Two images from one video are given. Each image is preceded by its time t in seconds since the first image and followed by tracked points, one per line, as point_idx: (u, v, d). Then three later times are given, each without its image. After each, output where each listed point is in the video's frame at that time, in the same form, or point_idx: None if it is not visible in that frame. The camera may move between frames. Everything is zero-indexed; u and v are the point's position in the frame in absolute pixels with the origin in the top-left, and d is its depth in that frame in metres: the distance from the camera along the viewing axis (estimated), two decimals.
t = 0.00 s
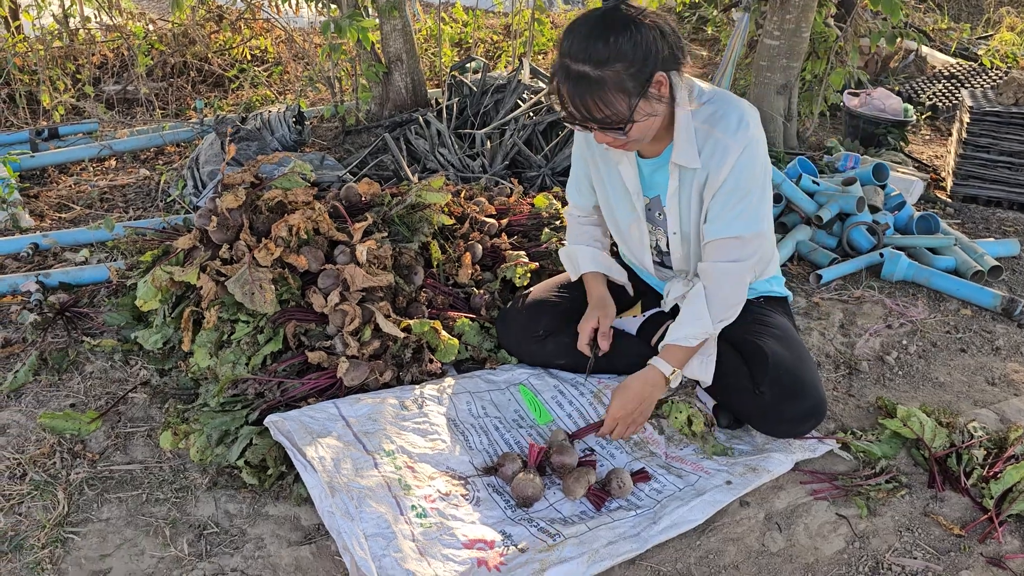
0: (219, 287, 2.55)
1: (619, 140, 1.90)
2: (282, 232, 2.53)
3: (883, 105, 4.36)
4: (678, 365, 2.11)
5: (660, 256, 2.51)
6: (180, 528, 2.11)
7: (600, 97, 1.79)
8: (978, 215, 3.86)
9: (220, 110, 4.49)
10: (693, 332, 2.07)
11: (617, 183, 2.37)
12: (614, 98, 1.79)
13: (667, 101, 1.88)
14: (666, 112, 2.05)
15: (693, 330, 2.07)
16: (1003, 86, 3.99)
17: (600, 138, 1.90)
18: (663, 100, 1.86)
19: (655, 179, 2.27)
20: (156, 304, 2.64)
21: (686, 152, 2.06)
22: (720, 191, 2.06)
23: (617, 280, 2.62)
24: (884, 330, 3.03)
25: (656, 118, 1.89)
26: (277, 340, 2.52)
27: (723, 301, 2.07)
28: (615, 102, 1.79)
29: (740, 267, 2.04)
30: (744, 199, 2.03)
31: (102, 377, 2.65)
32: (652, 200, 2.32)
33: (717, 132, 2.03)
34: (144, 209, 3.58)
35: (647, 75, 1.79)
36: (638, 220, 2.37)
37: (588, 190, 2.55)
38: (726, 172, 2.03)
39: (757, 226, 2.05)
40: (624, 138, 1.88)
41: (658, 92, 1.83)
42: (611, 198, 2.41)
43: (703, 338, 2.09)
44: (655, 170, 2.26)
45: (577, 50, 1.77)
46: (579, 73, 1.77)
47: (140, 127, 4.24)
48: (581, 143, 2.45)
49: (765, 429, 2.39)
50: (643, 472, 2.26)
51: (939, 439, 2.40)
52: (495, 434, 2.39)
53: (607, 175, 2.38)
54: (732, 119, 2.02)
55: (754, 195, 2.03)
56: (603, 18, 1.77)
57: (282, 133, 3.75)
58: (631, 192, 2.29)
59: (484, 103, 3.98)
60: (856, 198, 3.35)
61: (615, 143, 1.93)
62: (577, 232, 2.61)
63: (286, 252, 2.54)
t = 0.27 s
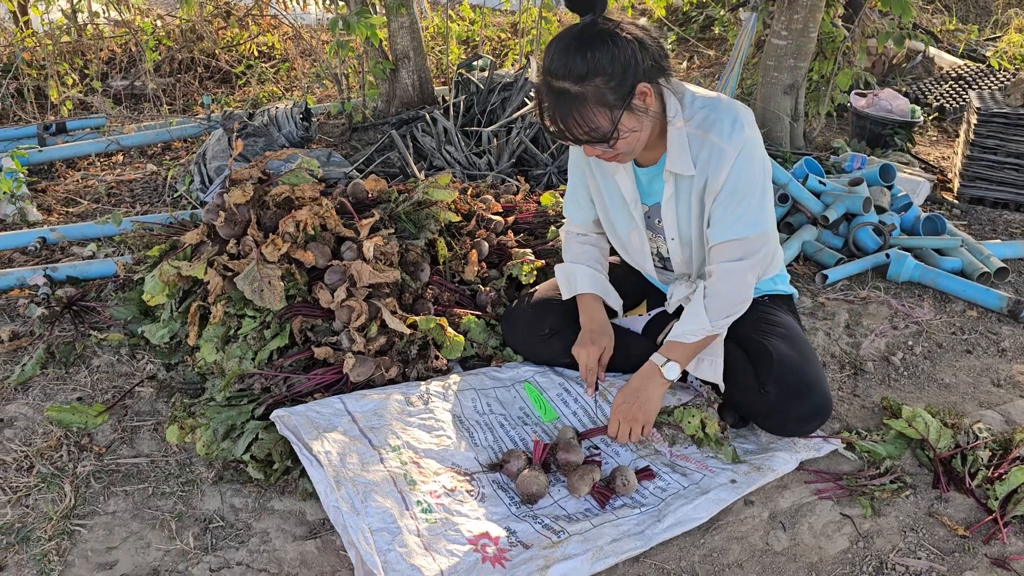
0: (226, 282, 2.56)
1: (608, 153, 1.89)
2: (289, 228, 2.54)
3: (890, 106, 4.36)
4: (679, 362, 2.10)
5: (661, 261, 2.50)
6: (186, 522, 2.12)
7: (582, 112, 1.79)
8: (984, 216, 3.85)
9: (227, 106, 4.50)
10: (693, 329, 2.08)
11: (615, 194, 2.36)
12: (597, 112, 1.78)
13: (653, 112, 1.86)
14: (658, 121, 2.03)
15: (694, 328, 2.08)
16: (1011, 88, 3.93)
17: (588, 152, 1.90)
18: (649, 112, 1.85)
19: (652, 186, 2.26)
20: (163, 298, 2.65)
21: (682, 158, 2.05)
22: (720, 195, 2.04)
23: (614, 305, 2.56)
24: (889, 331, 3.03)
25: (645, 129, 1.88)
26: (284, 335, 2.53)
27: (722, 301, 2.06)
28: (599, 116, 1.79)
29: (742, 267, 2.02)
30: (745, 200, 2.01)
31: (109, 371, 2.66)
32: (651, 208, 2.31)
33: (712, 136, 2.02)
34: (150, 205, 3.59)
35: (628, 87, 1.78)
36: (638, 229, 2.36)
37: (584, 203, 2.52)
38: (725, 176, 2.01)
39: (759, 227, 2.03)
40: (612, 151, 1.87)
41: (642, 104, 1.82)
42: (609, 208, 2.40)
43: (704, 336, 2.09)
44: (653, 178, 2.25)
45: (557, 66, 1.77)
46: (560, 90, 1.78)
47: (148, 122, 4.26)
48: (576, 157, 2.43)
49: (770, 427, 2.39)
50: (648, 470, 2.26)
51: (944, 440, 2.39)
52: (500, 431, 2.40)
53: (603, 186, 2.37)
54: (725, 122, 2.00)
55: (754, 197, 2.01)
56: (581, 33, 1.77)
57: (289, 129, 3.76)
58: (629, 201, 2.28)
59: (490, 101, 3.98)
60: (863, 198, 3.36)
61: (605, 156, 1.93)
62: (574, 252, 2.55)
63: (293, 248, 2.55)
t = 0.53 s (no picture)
0: (232, 278, 2.56)
1: (608, 154, 1.89)
2: (295, 224, 2.54)
3: (896, 107, 4.35)
4: (681, 362, 2.08)
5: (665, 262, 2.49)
6: (190, 517, 2.13)
7: (581, 113, 1.78)
8: (990, 218, 3.85)
9: (233, 103, 4.51)
10: (696, 329, 2.08)
11: (618, 196, 2.35)
12: (597, 113, 1.78)
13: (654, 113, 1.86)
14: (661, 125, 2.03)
15: (697, 328, 2.08)
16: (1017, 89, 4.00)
17: (589, 153, 1.90)
18: (650, 114, 1.84)
19: (657, 188, 2.25)
20: (169, 294, 2.65)
21: (684, 161, 2.05)
22: (723, 197, 2.03)
23: (617, 307, 2.55)
24: (894, 332, 3.03)
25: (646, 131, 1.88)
26: (289, 332, 2.54)
27: (725, 302, 2.05)
28: (598, 117, 1.78)
29: (746, 268, 2.01)
30: (748, 202, 1.99)
31: (114, 366, 2.67)
32: (655, 210, 2.31)
33: (714, 138, 2.01)
34: (156, 201, 3.60)
35: (628, 88, 1.78)
36: (643, 231, 2.35)
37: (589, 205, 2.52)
38: (728, 178, 2.00)
39: (763, 229, 2.01)
40: (611, 152, 1.87)
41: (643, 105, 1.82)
42: (613, 210, 2.40)
43: (707, 337, 2.09)
44: (656, 181, 2.24)
45: (556, 67, 1.77)
46: (558, 90, 1.77)
47: (153, 119, 4.28)
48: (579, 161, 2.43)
49: (774, 427, 2.39)
50: (651, 469, 2.26)
51: (949, 442, 2.39)
52: (504, 429, 2.40)
53: (607, 188, 2.36)
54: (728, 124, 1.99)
55: (757, 198, 1.99)
56: (581, 34, 1.77)
57: (294, 126, 3.77)
58: (633, 203, 2.28)
59: (496, 100, 3.99)
60: (868, 199, 3.36)
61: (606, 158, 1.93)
62: (578, 253, 2.54)
63: (298, 245, 2.56)
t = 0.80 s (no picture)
0: (235, 276, 2.57)
1: (609, 155, 1.89)
2: (298, 223, 2.54)
3: (899, 109, 4.35)
4: (680, 364, 2.07)
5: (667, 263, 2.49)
6: (192, 515, 2.13)
7: (582, 113, 1.78)
8: (993, 220, 3.85)
9: (236, 101, 4.52)
10: (696, 332, 2.07)
11: (620, 198, 2.35)
12: (598, 114, 1.78)
13: (655, 115, 1.85)
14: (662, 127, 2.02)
15: (698, 331, 2.07)
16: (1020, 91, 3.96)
17: (590, 154, 1.89)
18: (651, 116, 1.84)
19: (658, 190, 2.25)
20: (172, 292, 2.66)
21: (685, 164, 2.04)
22: (724, 200, 2.02)
23: (618, 310, 2.55)
24: (897, 334, 3.02)
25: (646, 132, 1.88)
26: (292, 330, 2.54)
27: (727, 305, 2.04)
28: (599, 117, 1.78)
29: (747, 272, 2.00)
30: (749, 205, 1.99)
31: (116, 364, 2.67)
32: (657, 211, 2.31)
33: (715, 142, 2.00)
34: (159, 198, 3.61)
35: (629, 89, 1.77)
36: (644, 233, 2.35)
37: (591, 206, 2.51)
38: (729, 181, 1.99)
39: (764, 232, 2.00)
40: (612, 153, 1.87)
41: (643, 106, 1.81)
42: (614, 212, 2.40)
43: (708, 340, 2.08)
44: (658, 183, 2.23)
45: (558, 67, 1.76)
46: (559, 90, 1.77)
47: (156, 116, 4.28)
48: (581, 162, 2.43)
49: (778, 428, 2.39)
50: (654, 470, 2.26)
51: (951, 445, 2.39)
52: (506, 429, 2.40)
53: (609, 190, 2.36)
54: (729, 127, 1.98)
55: (759, 202, 1.98)
56: (583, 34, 1.76)
57: (297, 125, 3.77)
58: (634, 206, 2.28)
59: (499, 99, 3.99)
60: (871, 201, 3.35)
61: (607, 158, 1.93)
62: (580, 255, 2.53)
63: (301, 243, 2.56)
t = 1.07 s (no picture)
0: (235, 275, 2.56)
1: (609, 157, 1.88)
2: (299, 221, 2.54)
3: (901, 109, 4.34)
4: (680, 365, 2.06)
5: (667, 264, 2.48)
6: (191, 513, 2.13)
7: (581, 117, 1.78)
8: (994, 222, 3.84)
9: (237, 99, 4.52)
10: (697, 333, 2.07)
11: (620, 198, 2.34)
12: (596, 117, 1.77)
13: (654, 117, 1.85)
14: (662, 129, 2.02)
15: (699, 332, 2.07)
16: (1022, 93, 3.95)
17: (590, 156, 1.89)
18: (650, 118, 1.83)
19: (658, 191, 2.24)
20: (172, 290, 2.65)
21: (685, 165, 2.04)
22: (725, 202, 2.02)
23: (616, 313, 2.53)
24: (898, 336, 3.02)
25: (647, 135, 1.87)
26: (292, 329, 2.53)
27: (729, 307, 2.04)
28: (597, 120, 1.78)
29: (748, 273, 2.00)
30: (750, 207, 1.98)
31: (116, 361, 2.67)
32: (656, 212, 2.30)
33: (716, 143, 2.00)
34: (160, 196, 3.61)
35: (627, 91, 1.76)
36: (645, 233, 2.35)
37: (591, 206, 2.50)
38: (729, 183, 1.99)
39: (765, 234, 1.99)
40: (612, 155, 1.86)
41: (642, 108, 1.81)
42: (614, 212, 2.40)
43: (708, 342, 2.08)
44: (658, 184, 2.23)
45: (556, 70, 1.76)
46: (558, 94, 1.77)
47: (157, 114, 4.28)
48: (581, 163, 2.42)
49: (778, 430, 2.39)
50: (654, 470, 2.25)
51: (952, 447, 2.39)
52: (506, 429, 2.40)
53: (609, 190, 2.35)
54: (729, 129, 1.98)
55: (760, 203, 1.98)
56: (581, 37, 1.76)
57: (299, 123, 3.76)
58: (634, 207, 2.27)
59: (501, 98, 3.98)
60: (873, 202, 3.35)
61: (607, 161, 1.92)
62: (580, 255, 2.52)
63: (302, 242, 2.55)
